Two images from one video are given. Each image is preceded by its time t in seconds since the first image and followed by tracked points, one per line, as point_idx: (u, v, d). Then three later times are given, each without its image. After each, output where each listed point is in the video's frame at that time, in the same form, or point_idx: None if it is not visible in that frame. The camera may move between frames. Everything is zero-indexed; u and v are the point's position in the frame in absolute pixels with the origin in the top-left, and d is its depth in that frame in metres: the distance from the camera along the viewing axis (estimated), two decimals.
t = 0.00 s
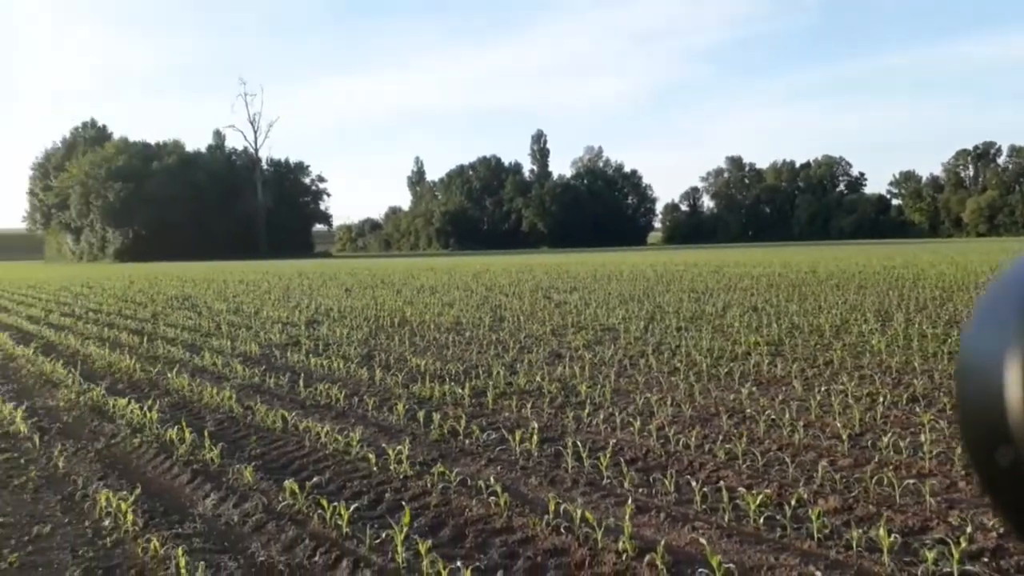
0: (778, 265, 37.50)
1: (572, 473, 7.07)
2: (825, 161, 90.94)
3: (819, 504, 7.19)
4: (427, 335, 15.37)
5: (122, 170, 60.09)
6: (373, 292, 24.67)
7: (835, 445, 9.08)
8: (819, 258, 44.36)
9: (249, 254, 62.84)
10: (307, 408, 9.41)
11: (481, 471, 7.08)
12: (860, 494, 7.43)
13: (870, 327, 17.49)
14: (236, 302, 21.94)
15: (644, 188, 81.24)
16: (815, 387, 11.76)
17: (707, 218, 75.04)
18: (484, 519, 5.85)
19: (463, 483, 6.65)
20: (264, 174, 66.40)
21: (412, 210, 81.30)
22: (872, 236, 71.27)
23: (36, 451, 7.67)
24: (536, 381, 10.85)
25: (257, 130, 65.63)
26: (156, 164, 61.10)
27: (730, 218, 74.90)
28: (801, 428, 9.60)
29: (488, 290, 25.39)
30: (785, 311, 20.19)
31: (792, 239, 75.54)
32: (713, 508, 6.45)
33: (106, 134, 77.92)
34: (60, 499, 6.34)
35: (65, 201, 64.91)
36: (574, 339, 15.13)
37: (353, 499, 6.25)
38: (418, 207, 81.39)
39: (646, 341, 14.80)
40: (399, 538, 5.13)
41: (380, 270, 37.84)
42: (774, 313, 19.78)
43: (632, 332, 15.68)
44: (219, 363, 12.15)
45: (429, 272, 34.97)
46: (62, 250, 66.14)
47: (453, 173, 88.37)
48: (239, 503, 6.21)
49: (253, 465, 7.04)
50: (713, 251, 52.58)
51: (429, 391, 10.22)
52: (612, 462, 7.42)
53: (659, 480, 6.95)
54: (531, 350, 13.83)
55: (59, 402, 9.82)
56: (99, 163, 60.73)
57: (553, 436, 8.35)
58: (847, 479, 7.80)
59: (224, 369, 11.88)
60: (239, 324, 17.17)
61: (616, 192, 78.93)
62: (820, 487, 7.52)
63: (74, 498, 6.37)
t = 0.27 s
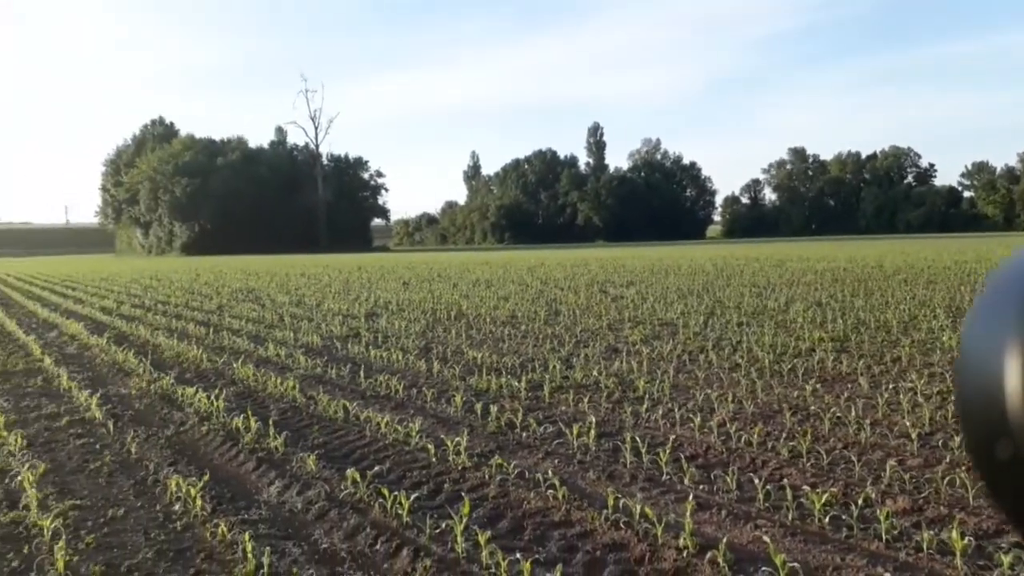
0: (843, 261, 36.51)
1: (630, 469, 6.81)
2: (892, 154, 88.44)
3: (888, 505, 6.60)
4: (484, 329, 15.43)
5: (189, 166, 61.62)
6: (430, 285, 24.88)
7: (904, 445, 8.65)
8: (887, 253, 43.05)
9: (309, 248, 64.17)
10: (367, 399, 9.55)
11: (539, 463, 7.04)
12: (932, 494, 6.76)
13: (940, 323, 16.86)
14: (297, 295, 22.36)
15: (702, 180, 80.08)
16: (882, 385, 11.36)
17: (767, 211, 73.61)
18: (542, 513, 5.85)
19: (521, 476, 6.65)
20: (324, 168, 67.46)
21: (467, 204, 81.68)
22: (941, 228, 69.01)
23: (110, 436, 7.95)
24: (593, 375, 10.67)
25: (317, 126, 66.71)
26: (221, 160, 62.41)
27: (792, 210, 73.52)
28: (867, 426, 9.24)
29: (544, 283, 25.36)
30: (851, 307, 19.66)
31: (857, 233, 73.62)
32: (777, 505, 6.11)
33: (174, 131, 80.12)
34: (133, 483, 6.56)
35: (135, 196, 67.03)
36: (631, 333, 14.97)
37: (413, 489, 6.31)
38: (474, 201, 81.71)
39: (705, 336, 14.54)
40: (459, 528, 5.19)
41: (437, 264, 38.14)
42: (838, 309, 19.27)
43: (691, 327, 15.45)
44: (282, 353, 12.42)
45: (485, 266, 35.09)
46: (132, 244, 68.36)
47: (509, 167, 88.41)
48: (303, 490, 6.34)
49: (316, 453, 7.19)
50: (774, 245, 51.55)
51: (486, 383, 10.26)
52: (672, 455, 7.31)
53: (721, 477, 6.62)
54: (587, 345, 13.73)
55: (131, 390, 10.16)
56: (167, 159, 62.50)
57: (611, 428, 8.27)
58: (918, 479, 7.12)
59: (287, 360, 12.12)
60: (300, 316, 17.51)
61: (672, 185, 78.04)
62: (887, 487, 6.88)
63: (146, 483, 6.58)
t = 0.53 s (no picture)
0: (908, 253, 35.40)
1: (687, 463, 6.75)
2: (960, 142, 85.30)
3: (957, 506, 6.10)
4: (537, 321, 15.46)
5: (250, 160, 62.86)
6: (483, 278, 24.97)
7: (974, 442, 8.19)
8: (955, 245, 41.55)
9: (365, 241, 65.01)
10: (423, 389, 9.68)
11: (594, 455, 7.03)
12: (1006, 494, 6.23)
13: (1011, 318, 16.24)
14: (354, 286, 22.69)
15: (759, 170, 78.59)
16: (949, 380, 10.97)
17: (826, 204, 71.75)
18: (596, 504, 5.86)
19: (576, 468, 6.67)
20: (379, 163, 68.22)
21: (520, 197, 81.66)
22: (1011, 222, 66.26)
23: (177, 422, 8.23)
24: (648, 368, 10.58)
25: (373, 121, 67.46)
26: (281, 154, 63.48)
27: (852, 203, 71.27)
28: (933, 423, 8.87)
29: (597, 277, 25.24)
30: (915, 302, 19.08)
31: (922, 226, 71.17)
32: (837, 503, 5.95)
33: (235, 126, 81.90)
34: (199, 467, 6.78)
35: (197, 190, 68.73)
36: (686, 326, 14.79)
37: (469, 478, 6.39)
38: (527, 194, 81.66)
39: (762, 330, 14.29)
40: (516, 517, 5.26)
41: (491, 256, 38.22)
42: (901, 303, 18.72)
43: (748, 321, 15.21)
44: (340, 343, 12.65)
45: (537, 259, 35.05)
46: (195, 237, 70.14)
47: (562, 159, 88.01)
48: (362, 477, 6.47)
49: (375, 441, 7.32)
50: (834, 238, 50.28)
51: (540, 375, 10.30)
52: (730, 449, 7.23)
53: (780, 473, 6.46)
54: (641, 338, 13.63)
55: (197, 377, 10.47)
56: (228, 154, 63.90)
57: (666, 421, 8.21)
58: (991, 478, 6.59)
59: (345, 350, 12.33)
60: (356, 307, 17.78)
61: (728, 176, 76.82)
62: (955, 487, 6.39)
63: (212, 467, 6.80)
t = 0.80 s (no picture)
0: (962, 246, 34.43)
1: (731, 458, 6.67)
2: (1018, 131, 82.54)
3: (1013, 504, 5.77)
4: (579, 314, 15.41)
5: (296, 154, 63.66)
6: (525, 270, 24.97)
7: None
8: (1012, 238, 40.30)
9: (408, 234, 65.49)
10: (465, 380, 9.75)
11: (635, 449, 6.99)
12: None
13: None
14: (397, 278, 22.88)
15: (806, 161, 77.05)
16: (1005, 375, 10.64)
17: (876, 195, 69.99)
18: (638, 498, 5.85)
19: (617, 460, 6.65)
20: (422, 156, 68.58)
21: (563, 189, 81.38)
22: None
23: (226, 410, 8.42)
24: (691, 363, 10.48)
25: (416, 114, 67.78)
26: (326, 148, 64.13)
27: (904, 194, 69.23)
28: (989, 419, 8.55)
29: (640, 269, 25.08)
30: (968, 295, 18.56)
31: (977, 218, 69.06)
32: (886, 500, 5.73)
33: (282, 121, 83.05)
34: (247, 455, 6.93)
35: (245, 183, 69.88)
36: (731, 320, 14.61)
37: (511, 470, 6.42)
38: (570, 186, 81.35)
39: (809, 324, 14.05)
40: (557, 510, 5.27)
41: (533, 249, 38.17)
42: (954, 297, 18.22)
43: (794, 315, 14.96)
44: (384, 335, 12.79)
45: (580, 252, 34.94)
46: (243, 230, 71.37)
47: (604, 151, 87.43)
48: (405, 466, 6.55)
49: (417, 431, 7.40)
50: (885, 230, 49.14)
51: (581, 367, 10.30)
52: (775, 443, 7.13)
53: (826, 468, 6.33)
54: (684, 332, 13.50)
55: (245, 367, 10.69)
56: (275, 148, 64.84)
57: (710, 416, 8.13)
58: None
59: (389, 341, 12.46)
60: (400, 299, 17.94)
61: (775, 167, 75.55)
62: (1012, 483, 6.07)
63: (260, 455, 6.94)
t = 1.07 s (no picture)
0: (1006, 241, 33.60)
1: (765, 456, 6.63)
2: None
3: None
4: (611, 310, 15.38)
5: (330, 150, 64.21)
6: (558, 266, 24.95)
7: None
8: None
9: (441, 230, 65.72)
10: (498, 376, 9.79)
11: (669, 446, 6.96)
12: None
13: None
14: (430, 274, 22.99)
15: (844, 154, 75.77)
16: None
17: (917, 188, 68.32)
18: (672, 495, 5.84)
19: (651, 457, 6.64)
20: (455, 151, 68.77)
21: (595, 184, 81.03)
22: None
23: (264, 403, 8.57)
24: (725, 360, 10.40)
25: (449, 110, 67.95)
26: (360, 144, 64.56)
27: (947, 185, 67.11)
28: None
29: (673, 265, 24.92)
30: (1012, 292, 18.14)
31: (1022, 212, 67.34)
32: (925, 501, 5.63)
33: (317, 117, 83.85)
34: (284, 448, 7.04)
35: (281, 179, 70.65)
36: (766, 316, 14.48)
37: (544, 465, 6.45)
38: (603, 181, 80.98)
39: (846, 321, 13.85)
40: (590, 506, 5.28)
41: (566, 244, 38.07)
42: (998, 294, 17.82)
43: (831, 312, 14.77)
44: (418, 329, 12.88)
45: (612, 247, 34.78)
46: (279, 225, 72.19)
47: (637, 145, 86.82)
48: (439, 460, 6.61)
49: (451, 426, 7.46)
50: (924, 225, 48.19)
51: (614, 364, 10.29)
52: (811, 442, 7.07)
53: (863, 467, 6.25)
54: (718, 329, 13.40)
55: (281, 361, 10.84)
56: (310, 144, 65.50)
57: (744, 414, 8.07)
58: None
59: (422, 336, 12.55)
60: (433, 294, 18.03)
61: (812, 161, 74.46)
62: None
63: (297, 448, 7.05)
